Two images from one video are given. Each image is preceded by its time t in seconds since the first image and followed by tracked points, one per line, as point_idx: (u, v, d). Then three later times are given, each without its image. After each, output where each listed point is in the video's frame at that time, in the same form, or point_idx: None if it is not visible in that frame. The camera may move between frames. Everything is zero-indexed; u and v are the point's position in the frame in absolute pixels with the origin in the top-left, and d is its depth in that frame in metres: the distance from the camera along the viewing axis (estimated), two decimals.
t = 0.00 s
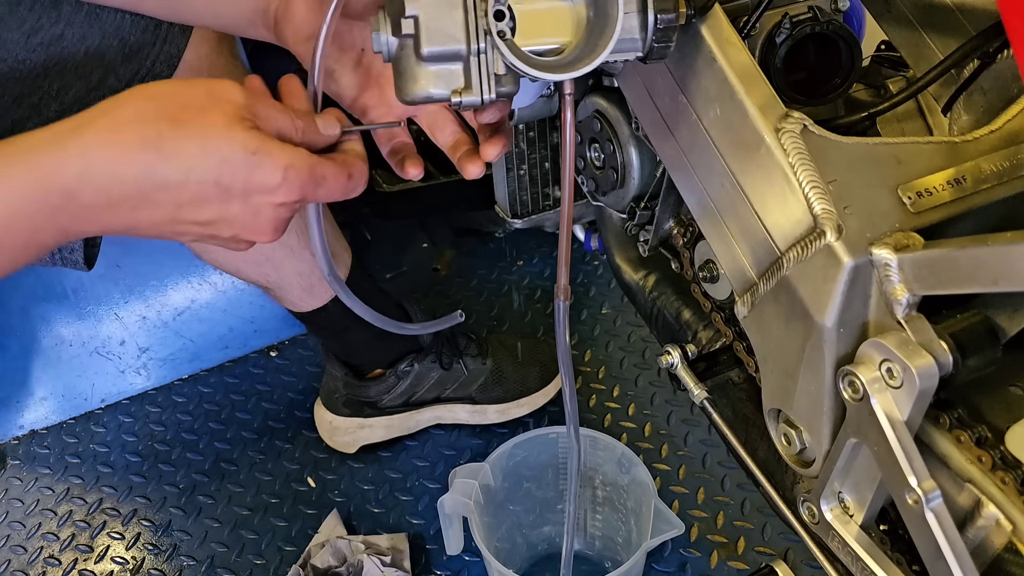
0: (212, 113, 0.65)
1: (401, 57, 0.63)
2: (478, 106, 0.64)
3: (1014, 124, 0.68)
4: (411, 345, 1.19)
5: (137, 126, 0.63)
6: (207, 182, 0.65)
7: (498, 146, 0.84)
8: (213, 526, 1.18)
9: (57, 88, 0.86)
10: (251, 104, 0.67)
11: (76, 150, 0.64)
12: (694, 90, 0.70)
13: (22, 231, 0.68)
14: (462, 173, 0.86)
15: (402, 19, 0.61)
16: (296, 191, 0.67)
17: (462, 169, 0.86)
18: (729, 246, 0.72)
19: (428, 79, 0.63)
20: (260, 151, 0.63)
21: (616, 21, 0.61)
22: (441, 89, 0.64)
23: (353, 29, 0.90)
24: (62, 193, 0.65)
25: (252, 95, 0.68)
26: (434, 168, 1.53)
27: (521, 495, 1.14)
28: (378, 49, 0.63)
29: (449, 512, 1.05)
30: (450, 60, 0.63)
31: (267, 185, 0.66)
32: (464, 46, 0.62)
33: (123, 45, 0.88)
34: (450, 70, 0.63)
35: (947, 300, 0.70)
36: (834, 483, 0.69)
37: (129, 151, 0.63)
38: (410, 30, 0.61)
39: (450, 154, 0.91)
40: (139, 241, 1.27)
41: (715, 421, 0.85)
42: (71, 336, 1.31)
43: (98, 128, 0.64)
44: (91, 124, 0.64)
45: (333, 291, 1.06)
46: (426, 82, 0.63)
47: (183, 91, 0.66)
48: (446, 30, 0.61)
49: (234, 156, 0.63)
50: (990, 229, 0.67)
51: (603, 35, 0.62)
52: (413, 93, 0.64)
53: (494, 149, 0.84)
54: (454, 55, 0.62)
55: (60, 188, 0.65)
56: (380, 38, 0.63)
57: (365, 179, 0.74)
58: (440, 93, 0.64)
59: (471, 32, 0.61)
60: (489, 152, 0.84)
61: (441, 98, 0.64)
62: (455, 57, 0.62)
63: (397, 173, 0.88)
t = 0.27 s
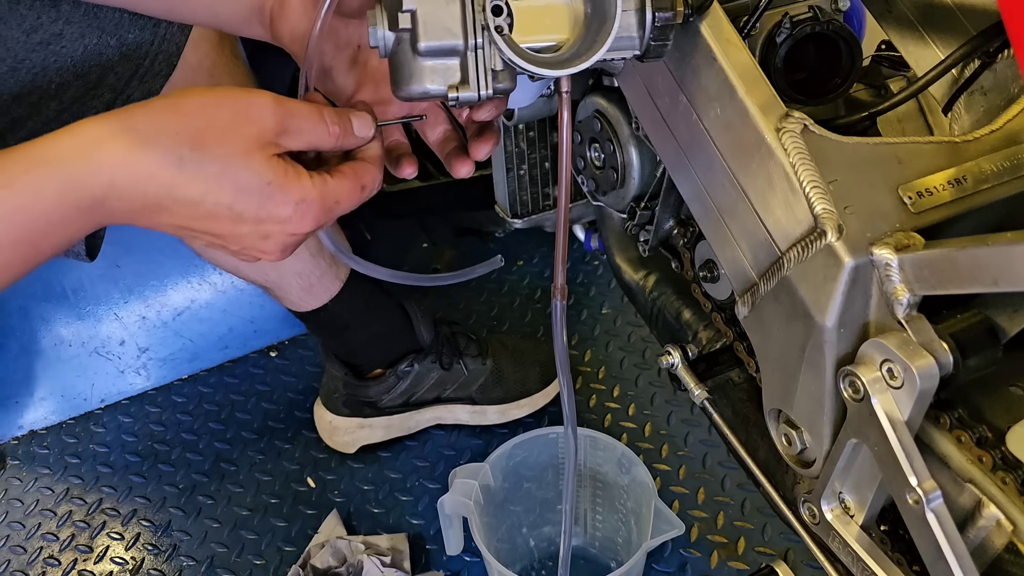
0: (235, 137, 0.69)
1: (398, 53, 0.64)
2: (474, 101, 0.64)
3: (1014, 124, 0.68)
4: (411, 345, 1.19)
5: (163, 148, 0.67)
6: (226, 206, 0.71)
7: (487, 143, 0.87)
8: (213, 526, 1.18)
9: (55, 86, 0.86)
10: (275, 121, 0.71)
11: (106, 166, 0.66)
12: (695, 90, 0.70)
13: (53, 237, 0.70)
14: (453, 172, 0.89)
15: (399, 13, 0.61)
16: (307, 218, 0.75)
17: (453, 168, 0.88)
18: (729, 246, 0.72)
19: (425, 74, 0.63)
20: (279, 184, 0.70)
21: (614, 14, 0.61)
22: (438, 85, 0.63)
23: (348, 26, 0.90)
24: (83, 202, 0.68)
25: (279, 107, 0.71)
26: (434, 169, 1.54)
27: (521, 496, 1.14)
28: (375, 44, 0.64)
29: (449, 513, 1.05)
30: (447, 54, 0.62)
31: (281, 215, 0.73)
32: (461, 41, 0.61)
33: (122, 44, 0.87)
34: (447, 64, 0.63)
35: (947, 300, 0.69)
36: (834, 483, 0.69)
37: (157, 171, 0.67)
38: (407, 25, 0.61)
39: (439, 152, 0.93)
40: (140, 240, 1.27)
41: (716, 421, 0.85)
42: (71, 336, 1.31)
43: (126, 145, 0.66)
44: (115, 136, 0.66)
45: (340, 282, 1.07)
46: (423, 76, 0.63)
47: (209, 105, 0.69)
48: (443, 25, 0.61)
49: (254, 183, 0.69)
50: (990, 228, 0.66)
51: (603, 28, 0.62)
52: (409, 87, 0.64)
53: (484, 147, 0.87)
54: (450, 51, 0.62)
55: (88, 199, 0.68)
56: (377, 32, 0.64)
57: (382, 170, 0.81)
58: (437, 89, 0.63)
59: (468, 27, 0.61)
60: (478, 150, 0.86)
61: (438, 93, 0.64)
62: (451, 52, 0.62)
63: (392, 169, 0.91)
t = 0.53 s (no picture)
0: (240, 136, 0.68)
1: (400, 56, 0.64)
2: (478, 105, 0.64)
3: (1015, 124, 0.67)
4: (411, 345, 1.20)
5: (172, 155, 0.67)
6: (240, 205, 0.71)
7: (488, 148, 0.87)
8: (212, 527, 1.18)
9: (54, 86, 0.86)
10: (278, 117, 0.70)
11: (116, 178, 0.68)
12: (695, 90, 0.70)
13: (73, 249, 0.72)
14: (451, 175, 0.89)
15: (399, 18, 0.61)
16: (321, 211, 0.73)
17: (452, 172, 0.89)
18: (730, 245, 0.72)
19: (427, 78, 0.63)
20: (289, 178, 0.69)
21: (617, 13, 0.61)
22: (440, 89, 0.63)
23: (349, 31, 0.90)
24: (106, 216, 0.70)
25: (280, 103, 0.70)
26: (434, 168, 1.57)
27: (521, 496, 1.14)
28: (377, 49, 0.64)
29: (449, 513, 1.05)
30: (449, 58, 0.62)
31: (295, 210, 0.72)
32: (462, 44, 0.61)
33: (120, 46, 0.87)
34: (449, 68, 0.63)
35: (948, 300, 0.69)
36: (834, 484, 0.69)
37: (165, 178, 0.68)
38: (408, 29, 0.61)
39: (438, 156, 0.93)
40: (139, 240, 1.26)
41: (716, 421, 0.85)
42: (70, 336, 1.30)
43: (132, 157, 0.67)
44: (127, 149, 0.67)
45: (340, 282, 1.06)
46: (425, 81, 0.63)
47: (211, 108, 0.69)
48: (444, 29, 0.61)
49: (265, 182, 0.69)
50: (989, 228, 0.66)
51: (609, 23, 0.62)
52: (411, 93, 0.64)
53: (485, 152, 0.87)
54: (452, 54, 0.62)
55: (102, 212, 0.69)
56: (378, 38, 0.64)
57: (390, 155, 0.79)
58: (439, 93, 0.63)
59: (469, 31, 0.61)
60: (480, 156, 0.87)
61: (440, 98, 0.64)
62: (453, 56, 0.62)
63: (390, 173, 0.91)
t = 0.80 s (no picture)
0: (253, 155, 0.69)
1: (400, 58, 0.64)
2: (478, 106, 0.64)
3: (1015, 124, 0.67)
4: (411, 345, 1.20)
5: (186, 177, 0.68)
6: (253, 224, 0.72)
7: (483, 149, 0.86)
8: (212, 527, 1.18)
9: (54, 86, 0.86)
10: (289, 134, 0.70)
11: (134, 199, 0.68)
12: (695, 90, 0.70)
13: (91, 268, 0.72)
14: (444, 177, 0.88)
15: (400, 20, 0.61)
16: (333, 226, 0.75)
17: (446, 174, 0.88)
18: (729, 246, 0.72)
19: (427, 79, 0.63)
20: (302, 197, 0.70)
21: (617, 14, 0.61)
22: (441, 90, 0.63)
23: (348, 33, 0.90)
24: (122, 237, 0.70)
25: (289, 120, 0.70)
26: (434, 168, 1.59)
27: (521, 496, 1.14)
28: (377, 51, 0.64)
29: (449, 513, 1.05)
30: (449, 59, 0.62)
31: (308, 226, 0.73)
32: (462, 45, 0.61)
33: (120, 46, 0.88)
34: (450, 69, 0.63)
35: (948, 300, 0.69)
36: (834, 484, 0.69)
37: (181, 199, 0.69)
38: (408, 31, 0.61)
39: (432, 157, 0.92)
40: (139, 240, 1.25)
41: (716, 421, 0.84)
42: (69, 336, 1.29)
43: (149, 178, 0.68)
44: (141, 171, 0.68)
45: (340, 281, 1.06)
46: (425, 82, 0.63)
47: (222, 127, 0.69)
48: (445, 30, 0.61)
49: (279, 201, 0.70)
50: (989, 228, 0.67)
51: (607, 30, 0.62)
52: (412, 94, 0.64)
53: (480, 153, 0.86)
54: (453, 55, 0.62)
55: (121, 233, 0.70)
56: (378, 40, 0.64)
57: (396, 164, 0.81)
58: (439, 94, 0.63)
59: (470, 32, 0.61)
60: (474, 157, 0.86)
61: (440, 99, 0.64)
62: (454, 57, 0.62)
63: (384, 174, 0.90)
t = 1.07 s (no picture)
0: (255, 156, 0.70)
1: (401, 64, 0.64)
2: (479, 110, 0.64)
3: (1015, 124, 0.67)
4: (412, 346, 1.20)
5: (192, 181, 0.69)
6: (260, 222, 0.74)
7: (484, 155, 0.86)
8: (212, 527, 1.18)
9: (60, 80, 0.85)
10: (289, 131, 0.71)
11: (142, 209, 0.69)
12: (695, 90, 0.70)
13: (103, 277, 0.73)
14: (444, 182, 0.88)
15: (400, 25, 0.61)
16: (338, 220, 0.76)
17: (446, 179, 0.88)
18: (729, 245, 0.72)
19: (428, 85, 0.63)
20: (305, 195, 0.71)
21: (616, 17, 0.61)
22: (441, 95, 0.63)
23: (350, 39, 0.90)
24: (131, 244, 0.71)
25: (289, 117, 0.70)
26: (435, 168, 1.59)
27: (520, 496, 1.14)
28: (378, 57, 0.63)
29: (449, 514, 1.05)
30: (449, 64, 0.62)
31: (313, 222, 0.74)
32: (462, 49, 0.61)
33: (127, 41, 0.88)
34: (449, 74, 0.63)
35: (948, 300, 0.69)
36: (834, 484, 0.69)
37: (188, 203, 0.70)
38: (408, 37, 0.61)
39: (433, 162, 0.92)
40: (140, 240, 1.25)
41: (716, 421, 0.84)
42: (70, 336, 1.29)
43: (156, 187, 0.69)
44: (146, 177, 0.69)
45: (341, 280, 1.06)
46: (426, 87, 0.63)
47: (223, 130, 0.69)
48: (445, 36, 0.61)
49: (284, 199, 0.71)
50: (989, 228, 0.67)
51: (604, 33, 0.62)
52: (413, 99, 0.64)
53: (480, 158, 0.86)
54: (453, 60, 0.62)
55: (131, 240, 0.71)
56: (378, 45, 0.63)
57: (395, 149, 0.80)
58: (440, 99, 0.63)
59: (470, 36, 0.61)
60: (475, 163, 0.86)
61: (441, 104, 0.64)
62: (454, 62, 0.62)
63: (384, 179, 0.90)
